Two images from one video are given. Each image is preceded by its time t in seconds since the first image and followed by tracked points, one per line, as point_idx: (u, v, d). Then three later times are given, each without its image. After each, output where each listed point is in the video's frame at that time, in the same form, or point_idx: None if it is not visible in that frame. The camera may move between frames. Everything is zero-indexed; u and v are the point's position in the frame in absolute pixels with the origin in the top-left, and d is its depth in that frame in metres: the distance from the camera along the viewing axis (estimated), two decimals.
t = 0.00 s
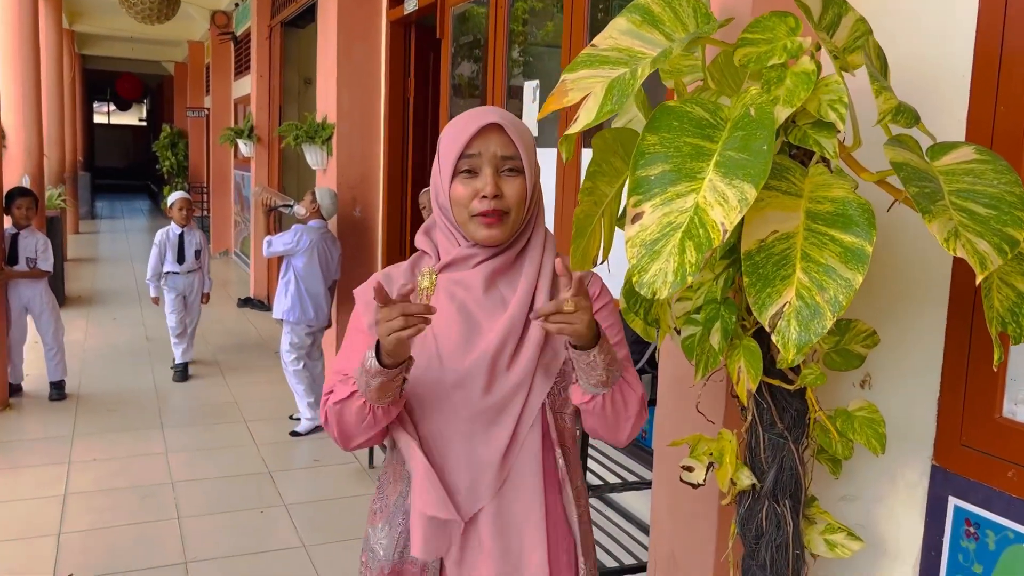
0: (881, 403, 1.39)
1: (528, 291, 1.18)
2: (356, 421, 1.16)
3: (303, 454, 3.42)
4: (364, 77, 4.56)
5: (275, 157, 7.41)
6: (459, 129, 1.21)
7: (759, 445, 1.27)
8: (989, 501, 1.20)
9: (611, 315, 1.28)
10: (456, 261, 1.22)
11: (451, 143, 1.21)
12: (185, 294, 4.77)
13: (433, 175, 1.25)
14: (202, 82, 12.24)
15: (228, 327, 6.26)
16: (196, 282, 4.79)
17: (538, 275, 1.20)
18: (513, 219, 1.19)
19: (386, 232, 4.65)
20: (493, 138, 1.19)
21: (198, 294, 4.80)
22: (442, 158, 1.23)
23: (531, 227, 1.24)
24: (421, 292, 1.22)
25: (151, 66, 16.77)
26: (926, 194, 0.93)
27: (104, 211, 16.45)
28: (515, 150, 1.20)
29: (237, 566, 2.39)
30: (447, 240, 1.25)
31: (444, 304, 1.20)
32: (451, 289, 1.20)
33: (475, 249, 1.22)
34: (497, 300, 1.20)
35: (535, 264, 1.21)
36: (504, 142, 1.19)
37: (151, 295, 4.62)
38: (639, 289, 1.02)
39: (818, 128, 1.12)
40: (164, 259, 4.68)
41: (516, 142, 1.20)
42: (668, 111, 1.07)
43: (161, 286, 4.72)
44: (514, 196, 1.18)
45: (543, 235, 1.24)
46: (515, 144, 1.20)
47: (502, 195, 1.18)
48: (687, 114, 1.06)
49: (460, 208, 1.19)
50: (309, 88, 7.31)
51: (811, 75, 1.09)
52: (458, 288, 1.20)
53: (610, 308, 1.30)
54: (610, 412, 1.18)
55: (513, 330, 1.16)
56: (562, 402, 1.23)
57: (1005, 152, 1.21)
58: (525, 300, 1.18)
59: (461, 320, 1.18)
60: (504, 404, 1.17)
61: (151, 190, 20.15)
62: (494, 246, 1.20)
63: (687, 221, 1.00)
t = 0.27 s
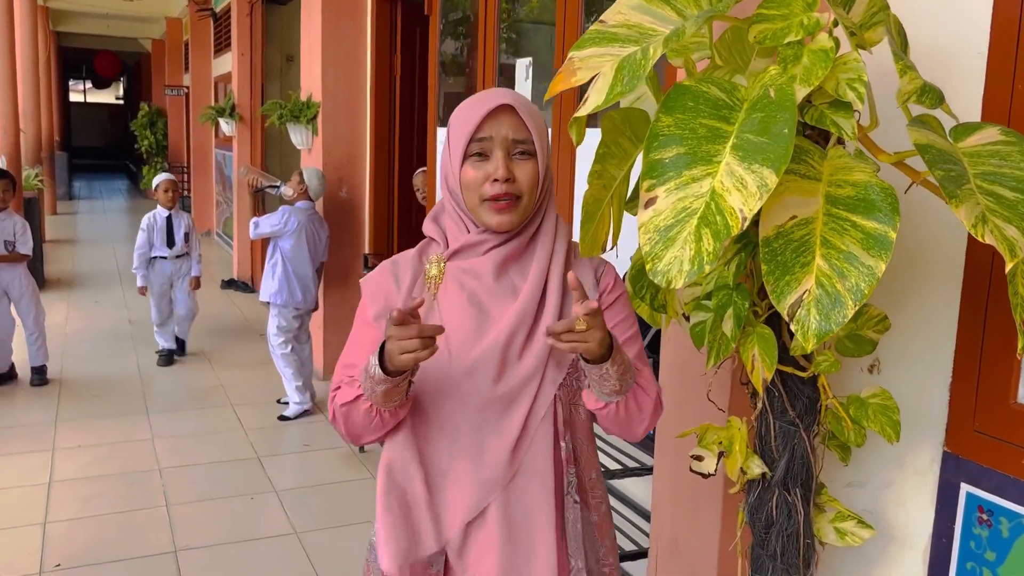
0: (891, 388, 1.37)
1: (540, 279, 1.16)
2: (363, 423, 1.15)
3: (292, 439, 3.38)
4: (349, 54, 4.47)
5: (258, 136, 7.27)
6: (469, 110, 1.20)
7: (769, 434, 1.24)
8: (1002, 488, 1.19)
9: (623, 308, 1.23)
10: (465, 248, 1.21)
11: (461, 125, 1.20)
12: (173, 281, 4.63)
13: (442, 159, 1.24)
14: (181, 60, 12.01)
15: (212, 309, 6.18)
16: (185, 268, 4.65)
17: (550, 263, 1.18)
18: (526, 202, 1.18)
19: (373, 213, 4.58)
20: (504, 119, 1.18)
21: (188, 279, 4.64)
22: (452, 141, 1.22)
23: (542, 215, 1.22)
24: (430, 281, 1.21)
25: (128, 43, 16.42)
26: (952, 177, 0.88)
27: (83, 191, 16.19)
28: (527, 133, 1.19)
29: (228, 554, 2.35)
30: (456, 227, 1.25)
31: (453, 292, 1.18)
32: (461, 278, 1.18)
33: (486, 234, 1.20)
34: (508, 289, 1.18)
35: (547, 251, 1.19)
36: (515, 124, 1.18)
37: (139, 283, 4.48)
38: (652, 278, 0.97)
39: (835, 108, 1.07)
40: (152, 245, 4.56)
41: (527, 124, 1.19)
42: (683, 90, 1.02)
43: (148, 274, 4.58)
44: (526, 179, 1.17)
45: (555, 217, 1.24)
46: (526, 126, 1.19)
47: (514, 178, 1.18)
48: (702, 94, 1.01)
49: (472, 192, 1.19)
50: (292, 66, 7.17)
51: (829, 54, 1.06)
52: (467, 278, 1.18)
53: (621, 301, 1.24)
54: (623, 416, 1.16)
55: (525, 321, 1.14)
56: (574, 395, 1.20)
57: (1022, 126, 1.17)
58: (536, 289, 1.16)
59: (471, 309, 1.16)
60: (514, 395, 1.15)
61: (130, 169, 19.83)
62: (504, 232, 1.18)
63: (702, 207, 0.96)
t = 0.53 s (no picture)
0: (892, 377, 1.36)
1: (543, 273, 1.13)
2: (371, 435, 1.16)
3: (277, 430, 3.33)
4: (330, 38, 4.39)
5: (235, 122, 7.15)
6: (470, 95, 1.18)
7: (772, 425, 1.23)
8: (1006, 478, 1.18)
9: (630, 309, 1.18)
10: (467, 240, 1.18)
11: (462, 109, 1.19)
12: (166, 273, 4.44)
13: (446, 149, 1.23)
14: (154, 43, 11.77)
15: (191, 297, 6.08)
16: (177, 259, 4.47)
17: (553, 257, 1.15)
18: (529, 186, 1.15)
19: (356, 201, 4.52)
20: (504, 101, 1.16)
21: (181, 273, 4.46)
22: (453, 130, 1.21)
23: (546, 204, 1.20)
24: (430, 277, 1.20)
25: (99, 25, 16.06)
26: (970, 165, 0.87)
27: (54, 177, 15.86)
28: (528, 114, 1.16)
29: (214, 545, 2.29)
30: (458, 219, 1.23)
31: (453, 289, 1.16)
32: (461, 274, 1.16)
33: (491, 223, 1.18)
34: (511, 286, 1.15)
35: (550, 243, 1.16)
36: (517, 106, 1.16)
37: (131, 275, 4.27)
38: (663, 267, 0.95)
39: (845, 95, 1.05)
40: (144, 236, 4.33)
41: (529, 105, 1.16)
42: (694, 75, 1.00)
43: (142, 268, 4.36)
44: (530, 162, 1.15)
45: (560, 205, 1.21)
46: (527, 107, 1.16)
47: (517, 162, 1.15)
48: (713, 79, 1.00)
49: (473, 177, 1.16)
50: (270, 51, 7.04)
51: (839, 39, 1.02)
52: (469, 276, 1.16)
53: (630, 305, 1.18)
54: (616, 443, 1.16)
55: (526, 317, 1.11)
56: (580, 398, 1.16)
57: None
58: (538, 283, 1.13)
59: (472, 307, 1.14)
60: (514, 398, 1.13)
61: (103, 155, 19.47)
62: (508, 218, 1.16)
63: (715, 195, 0.94)
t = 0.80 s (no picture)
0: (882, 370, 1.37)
1: (540, 283, 1.09)
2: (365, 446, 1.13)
3: (257, 424, 3.28)
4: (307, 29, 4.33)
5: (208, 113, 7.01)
6: (466, 88, 1.15)
7: (766, 419, 1.24)
8: (996, 470, 1.20)
9: (631, 327, 1.15)
10: (460, 244, 1.13)
11: (457, 102, 1.16)
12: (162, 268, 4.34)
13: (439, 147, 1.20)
14: (123, 33, 11.54)
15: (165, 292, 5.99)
16: (173, 254, 4.38)
17: (551, 265, 1.11)
18: (525, 183, 1.12)
19: (335, 195, 4.46)
20: (501, 93, 1.13)
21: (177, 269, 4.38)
22: (447, 126, 1.18)
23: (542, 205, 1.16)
24: (420, 287, 1.14)
25: (65, 14, 15.71)
26: (970, 161, 0.88)
27: (20, 169, 15.52)
28: (526, 106, 1.13)
29: (196, 543, 2.25)
30: (450, 224, 1.18)
31: (444, 301, 1.11)
32: (453, 285, 1.11)
33: (488, 226, 1.13)
34: (507, 296, 1.10)
35: (548, 251, 1.12)
36: (513, 97, 1.13)
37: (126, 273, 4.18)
38: (665, 265, 0.94)
39: (842, 92, 1.05)
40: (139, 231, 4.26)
41: (527, 97, 1.14)
42: (693, 70, 1.00)
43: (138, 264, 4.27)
44: (526, 159, 1.12)
45: (555, 207, 1.17)
46: (525, 99, 1.14)
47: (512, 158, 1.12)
48: (713, 75, 0.99)
49: (468, 172, 1.12)
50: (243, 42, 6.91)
51: (837, 34, 1.02)
52: (462, 286, 1.11)
53: (633, 320, 1.15)
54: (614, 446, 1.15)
55: (524, 330, 1.07)
56: (580, 416, 1.12)
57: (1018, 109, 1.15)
58: (535, 294, 1.08)
59: (465, 320, 1.09)
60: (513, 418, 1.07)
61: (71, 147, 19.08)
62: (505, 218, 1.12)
63: (715, 191, 0.93)
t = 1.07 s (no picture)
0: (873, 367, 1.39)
1: (540, 294, 1.04)
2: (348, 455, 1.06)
3: (236, 424, 3.23)
4: (284, 26, 4.28)
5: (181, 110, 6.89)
6: (456, 90, 1.11)
7: (760, 418, 1.25)
8: (986, 465, 1.22)
9: (633, 334, 1.12)
10: (453, 255, 1.08)
11: (446, 106, 1.11)
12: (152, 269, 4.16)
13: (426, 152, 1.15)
14: (90, 28, 11.32)
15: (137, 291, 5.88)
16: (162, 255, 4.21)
17: (551, 275, 1.07)
18: (521, 193, 1.08)
19: (312, 193, 4.40)
20: (495, 97, 1.09)
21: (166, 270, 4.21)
22: (436, 130, 1.13)
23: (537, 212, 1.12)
24: (410, 301, 1.08)
25: (29, 8, 15.36)
26: (969, 161, 0.89)
27: None
28: (521, 110, 1.10)
29: (178, 546, 2.22)
30: (440, 235, 1.13)
31: (438, 314, 1.05)
32: (446, 297, 1.05)
33: (480, 236, 1.08)
34: (504, 308, 1.05)
35: (547, 260, 1.07)
36: (507, 101, 1.09)
37: (114, 274, 3.97)
38: (670, 268, 0.95)
39: (838, 93, 1.06)
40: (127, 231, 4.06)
41: (523, 101, 1.10)
42: (694, 73, 1.00)
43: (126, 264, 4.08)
44: (522, 167, 1.07)
45: (551, 215, 1.12)
46: (520, 103, 1.10)
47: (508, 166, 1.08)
48: (713, 77, 1.00)
49: (461, 181, 1.08)
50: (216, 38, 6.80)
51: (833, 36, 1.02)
52: (456, 296, 1.05)
53: (635, 328, 1.13)
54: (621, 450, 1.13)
55: (525, 344, 1.02)
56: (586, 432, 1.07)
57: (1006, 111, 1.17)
58: (536, 305, 1.03)
59: (461, 334, 1.03)
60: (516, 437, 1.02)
61: (36, 143, 18.69)
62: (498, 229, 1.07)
63: (718, 193, 0.94)
